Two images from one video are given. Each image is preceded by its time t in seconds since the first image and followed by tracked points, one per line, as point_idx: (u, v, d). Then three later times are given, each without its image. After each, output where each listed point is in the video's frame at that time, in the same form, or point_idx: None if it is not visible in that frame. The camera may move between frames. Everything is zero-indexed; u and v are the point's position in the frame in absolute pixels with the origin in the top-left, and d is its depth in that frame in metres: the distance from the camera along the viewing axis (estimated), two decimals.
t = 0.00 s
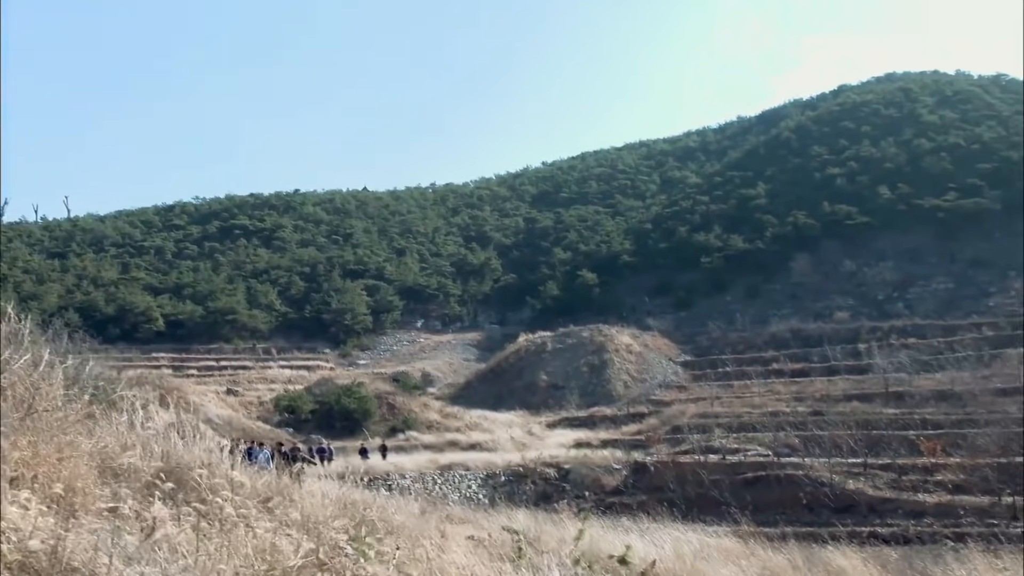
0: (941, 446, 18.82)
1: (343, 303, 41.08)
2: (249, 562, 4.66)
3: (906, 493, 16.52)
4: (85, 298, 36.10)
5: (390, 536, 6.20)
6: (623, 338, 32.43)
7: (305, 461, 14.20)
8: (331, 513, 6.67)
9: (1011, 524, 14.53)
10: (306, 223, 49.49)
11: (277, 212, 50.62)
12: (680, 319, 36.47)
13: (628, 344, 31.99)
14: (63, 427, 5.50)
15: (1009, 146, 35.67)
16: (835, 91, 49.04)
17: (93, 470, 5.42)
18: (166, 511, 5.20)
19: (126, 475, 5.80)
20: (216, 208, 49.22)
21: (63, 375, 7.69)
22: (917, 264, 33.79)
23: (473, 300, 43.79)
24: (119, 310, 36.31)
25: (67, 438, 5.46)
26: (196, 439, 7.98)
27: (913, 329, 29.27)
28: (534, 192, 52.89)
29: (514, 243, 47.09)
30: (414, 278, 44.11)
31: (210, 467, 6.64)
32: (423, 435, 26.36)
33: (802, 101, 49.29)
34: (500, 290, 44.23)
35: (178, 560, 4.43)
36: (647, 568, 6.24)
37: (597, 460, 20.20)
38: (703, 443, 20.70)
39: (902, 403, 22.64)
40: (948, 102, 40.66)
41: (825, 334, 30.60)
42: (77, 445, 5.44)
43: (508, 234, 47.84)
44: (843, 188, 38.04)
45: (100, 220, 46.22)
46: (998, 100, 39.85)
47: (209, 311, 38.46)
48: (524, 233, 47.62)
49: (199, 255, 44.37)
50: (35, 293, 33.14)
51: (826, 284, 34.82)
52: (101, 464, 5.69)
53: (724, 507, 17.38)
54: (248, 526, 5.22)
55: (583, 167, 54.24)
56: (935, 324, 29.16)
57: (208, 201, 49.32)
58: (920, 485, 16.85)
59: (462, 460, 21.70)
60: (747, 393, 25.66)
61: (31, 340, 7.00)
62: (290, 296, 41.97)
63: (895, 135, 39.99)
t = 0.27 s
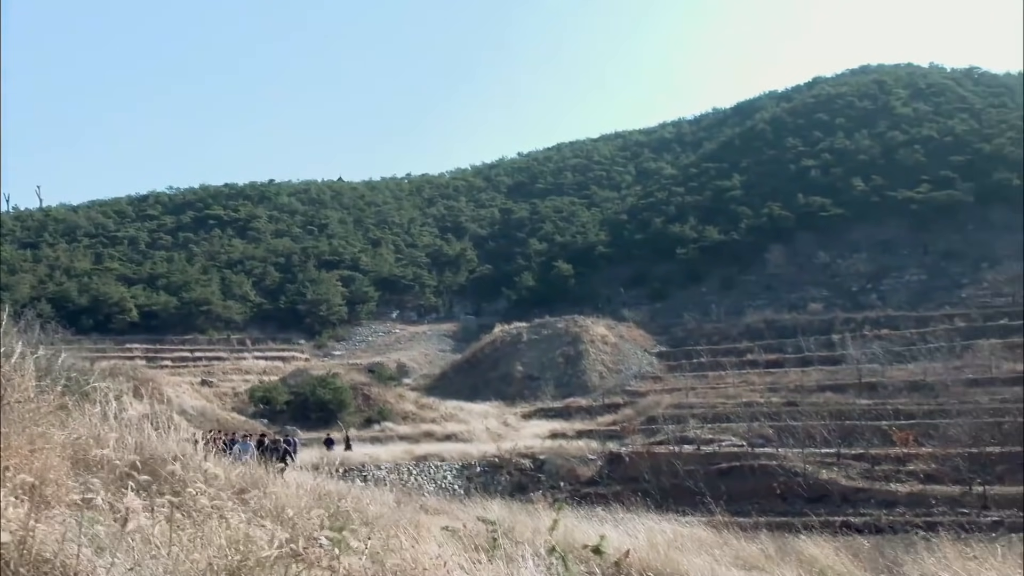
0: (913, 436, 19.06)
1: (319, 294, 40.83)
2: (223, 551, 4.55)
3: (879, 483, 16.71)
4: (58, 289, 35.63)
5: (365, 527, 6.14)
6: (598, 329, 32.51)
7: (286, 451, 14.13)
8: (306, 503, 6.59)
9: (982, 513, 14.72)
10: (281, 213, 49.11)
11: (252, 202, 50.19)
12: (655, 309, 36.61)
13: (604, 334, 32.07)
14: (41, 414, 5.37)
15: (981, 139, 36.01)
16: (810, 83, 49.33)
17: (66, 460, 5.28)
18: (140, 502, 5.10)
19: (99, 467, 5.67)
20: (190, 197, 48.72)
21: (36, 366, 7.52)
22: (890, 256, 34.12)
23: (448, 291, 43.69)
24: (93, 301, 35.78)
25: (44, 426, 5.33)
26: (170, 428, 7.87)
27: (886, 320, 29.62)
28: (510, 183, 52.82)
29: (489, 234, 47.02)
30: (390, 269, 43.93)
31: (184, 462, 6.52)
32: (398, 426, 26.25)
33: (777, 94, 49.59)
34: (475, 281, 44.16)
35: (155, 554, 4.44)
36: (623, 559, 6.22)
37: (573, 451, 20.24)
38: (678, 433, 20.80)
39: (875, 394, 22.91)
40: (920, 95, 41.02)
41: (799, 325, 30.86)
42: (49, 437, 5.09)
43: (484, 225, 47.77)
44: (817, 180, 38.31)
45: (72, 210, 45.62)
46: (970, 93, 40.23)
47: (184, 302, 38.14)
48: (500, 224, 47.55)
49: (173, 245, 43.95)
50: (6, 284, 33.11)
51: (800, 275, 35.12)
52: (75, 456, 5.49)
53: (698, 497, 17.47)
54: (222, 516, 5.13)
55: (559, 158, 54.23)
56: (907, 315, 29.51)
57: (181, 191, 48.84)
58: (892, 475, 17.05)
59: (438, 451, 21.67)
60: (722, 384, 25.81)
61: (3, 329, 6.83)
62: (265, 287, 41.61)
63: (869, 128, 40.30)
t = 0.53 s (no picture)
0: (890, 428, 19.24)
1: (298, 287, 40.54)
2: (201, 544, 4.44)
3: (856, 475, 16.85)
4: (34, 282, 35.63)
5: (344, 520, 6.10)
6: (578, 322, 32.54)
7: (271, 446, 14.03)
8: (285, 497, 6.54)
9: (958, 505, 14.85)
10: (260, 206, 48.75)
11: (230, 195, 49.79)
12: (634, 302, 36.70)
13: (584, 327, 32.11)
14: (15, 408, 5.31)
15: (958, 133, 36.25)
16: (789, 76, 49.53)
17: (42, 455, 5.23)
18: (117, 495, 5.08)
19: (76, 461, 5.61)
20: (168, 190, 48.31)
21: (13, 359, 7.41)
22: (867, 249, 34.38)
23: (428, 284, 43.55)
24: (69, 294, 35.79)
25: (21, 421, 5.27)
26: (150, 421, 7.79)
27: (864, 314, 29.86)
28: (489, 176, 52.72)
29: (469, 226, 46.90)
30: (369, 262, 43.73)
31: (163, 451, 6.41)
32: (378, 419, 26.18)
33: (756, 87, 49.77)
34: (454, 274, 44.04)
35: (131, 546, 4.36)
36: (601, 552, 6.22)
37: (552, 444, 20.26)
38: (656, 426, 20.87)
39: (852, 386, 23.11)
40: (898, 89, 41.29)
41: (777, 318, 31.06)
42: (26, 431, 5.04)
43: (463, 218, 47.65)
44: (795, 173, 38.53)
45: (48, 203, 45.14)
46: (948, 87, 40.49)
47: (163, 295, 37.88)
48: (479, 216, 47.47)
49: (151, 238, 43.59)
50: None
51: (778, 269, 35.36)
52: (51, 449, 5.52)
53: (677, 489, 17.54)
54: (200, 509, 5.05)
55: (539, 151, 54.17)
56: (885, 308, 29.78)
57: (159, 183, 48.43)
58: (869, 467, 17.20)
59: (418, 444, 21.63)
60: (701, 376, 25.95)
61: None
62: (243, 279, 41.19)
63: (847, 121, 40.54)
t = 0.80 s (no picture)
0: (866, 422, 19.41)
1: (276, 281, 40.23)
2: (178, 538, 4.38)
3: (833, 469, 16.97)
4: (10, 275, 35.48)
5: (322, 514, 6.04)
6: (557, 316, 32.55)
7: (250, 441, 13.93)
8: (263, 492, 6.47)
9: (933, 498, 14.99)
10: (238, 200, 48.39)
11: (208, 188, 49.37)
12: (613, 297, 36.76)
13: (563, 321, 32.13)
14: None
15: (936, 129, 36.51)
16: (768, 72, 49.73)
17: (16, 450, 5.14)
18: (92, 490, 5.01)
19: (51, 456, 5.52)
20: (145, 183, 47.86)
21: None
22: (845, 244, 34.62)
23: (407, 278, 43.37)
24: (46, 288, 35.63)
25: None
26: (125, 416, 7.68)
27: (842, 308, 30.09)
28: (468, 170, 52.59)
29: (448, 221, 46.77)
30: (348, 256, 43.51)
31: (138, 446, 6.30)
32: (356, 414, 26.05)
33: (735, 82, 49.97)
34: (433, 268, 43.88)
35: (105, 539, 4.30)
36: (579, 545, 6.20)
37: (531, 438, 20.24)
38: (635, 420, 20.92)
39: (830, 380, 23.29)
40: (876, 85, 41.60)
41: (756, 313, 31.23)
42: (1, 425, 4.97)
43: (442, 212, 47.51)
44: (774, 168, 38.74)
45: (24, 195, 44.65)
46: (925, 82, 40.77)
47: (140, 290, 37.62)
48: (458, 211, 47.33)
49: (128, 231, 43.20)
50: None
51: (757, 264, 35.59)
52: (26, 444, 5.37)
53: (654, 483, 17.61)
54: (177, 503, 4.99)
55: (518, 145, 54.09)
56: (862, 303, 30.05)
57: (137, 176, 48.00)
58: (846, 461, 17.34)
59: (397, 438, 21.54)
60: (679, 370, 26.05)
61: None
62: (222, 274, 40.99)
63: (825, 117, 40.77)
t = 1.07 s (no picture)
0: (846, 417, 19.55)
1: (258, 276, 40.03)
2: (157, 533, 4.31)
3: (813, 463, 17.08)
4: None
5: (302, 509, 5.97)
6: (538, 311, 32.55)
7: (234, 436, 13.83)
8: (243, 487, 6.40)
9: (912, 492, 15.11)
10: (219, 194, 48.09)
11: (189, 183, 49.03)
12: (595, 291, 36.79)
13: (544, 317, 32.14)
14: None
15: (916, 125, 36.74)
16: (749, 67, 49.90)
17: None
18: (68, 483, 4.93)
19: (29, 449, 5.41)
20: (126, 177, 47.51)
21: None
22: (825, 240, 34.82)
23: (388, 273, 43.18)
24: (25, 283, 35.92)
25: None
26: (104, 409, 7.57)
27: (822, 303, 30.28)
28: (450, 165, 52.45)
29: (430, 215, 46.63)
30: (329, 251, 43.28)
31: (117, 441, 6.19)
32: (338, 409, 25.92)
33: (717, 78, 50.12)
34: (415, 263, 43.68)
35: (82, 535, 4.23)
36: (557, 539, 6.19)
37: (513, 432, 20.21)
38: (616, 415, 20.95)
39: (810, 374, 23.43)
40: (857, 81, 41.86)
41: (737, 308, 31.37)
42: None
43: (424, 207, 47.38)
44: (755, 164, 38.93)
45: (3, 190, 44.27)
46: (905, 78, 41.01)
47: (121, 284, 37.44)
48: (440, 206, 47.19)
49: (108, 225, 42.87)
50: None
51: (738, 259, 35.71)
52: (2, 438, 5.27)
53: (635, 477, 17.67)
54: (155, 497, 4.91)
55: (500, 140, 54.00)
56: (842, 298, 30.26)
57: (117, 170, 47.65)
58: (826, 455, 17.44)
59: (378, 433, 21.47)
60: (661, 365, 26.13)
61: None
62: (202, 268, 40.79)
63: (806, 113, 40.97)
